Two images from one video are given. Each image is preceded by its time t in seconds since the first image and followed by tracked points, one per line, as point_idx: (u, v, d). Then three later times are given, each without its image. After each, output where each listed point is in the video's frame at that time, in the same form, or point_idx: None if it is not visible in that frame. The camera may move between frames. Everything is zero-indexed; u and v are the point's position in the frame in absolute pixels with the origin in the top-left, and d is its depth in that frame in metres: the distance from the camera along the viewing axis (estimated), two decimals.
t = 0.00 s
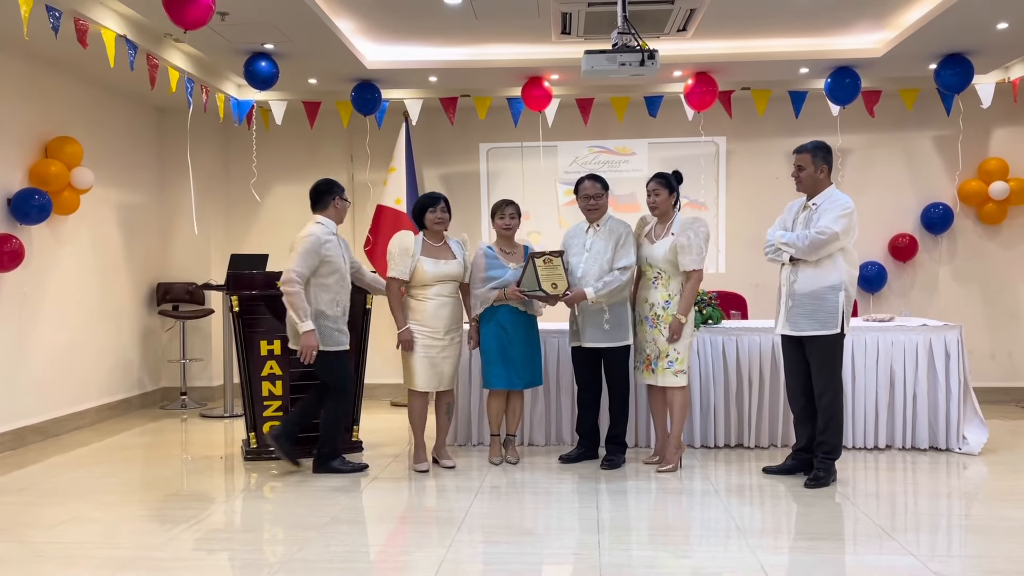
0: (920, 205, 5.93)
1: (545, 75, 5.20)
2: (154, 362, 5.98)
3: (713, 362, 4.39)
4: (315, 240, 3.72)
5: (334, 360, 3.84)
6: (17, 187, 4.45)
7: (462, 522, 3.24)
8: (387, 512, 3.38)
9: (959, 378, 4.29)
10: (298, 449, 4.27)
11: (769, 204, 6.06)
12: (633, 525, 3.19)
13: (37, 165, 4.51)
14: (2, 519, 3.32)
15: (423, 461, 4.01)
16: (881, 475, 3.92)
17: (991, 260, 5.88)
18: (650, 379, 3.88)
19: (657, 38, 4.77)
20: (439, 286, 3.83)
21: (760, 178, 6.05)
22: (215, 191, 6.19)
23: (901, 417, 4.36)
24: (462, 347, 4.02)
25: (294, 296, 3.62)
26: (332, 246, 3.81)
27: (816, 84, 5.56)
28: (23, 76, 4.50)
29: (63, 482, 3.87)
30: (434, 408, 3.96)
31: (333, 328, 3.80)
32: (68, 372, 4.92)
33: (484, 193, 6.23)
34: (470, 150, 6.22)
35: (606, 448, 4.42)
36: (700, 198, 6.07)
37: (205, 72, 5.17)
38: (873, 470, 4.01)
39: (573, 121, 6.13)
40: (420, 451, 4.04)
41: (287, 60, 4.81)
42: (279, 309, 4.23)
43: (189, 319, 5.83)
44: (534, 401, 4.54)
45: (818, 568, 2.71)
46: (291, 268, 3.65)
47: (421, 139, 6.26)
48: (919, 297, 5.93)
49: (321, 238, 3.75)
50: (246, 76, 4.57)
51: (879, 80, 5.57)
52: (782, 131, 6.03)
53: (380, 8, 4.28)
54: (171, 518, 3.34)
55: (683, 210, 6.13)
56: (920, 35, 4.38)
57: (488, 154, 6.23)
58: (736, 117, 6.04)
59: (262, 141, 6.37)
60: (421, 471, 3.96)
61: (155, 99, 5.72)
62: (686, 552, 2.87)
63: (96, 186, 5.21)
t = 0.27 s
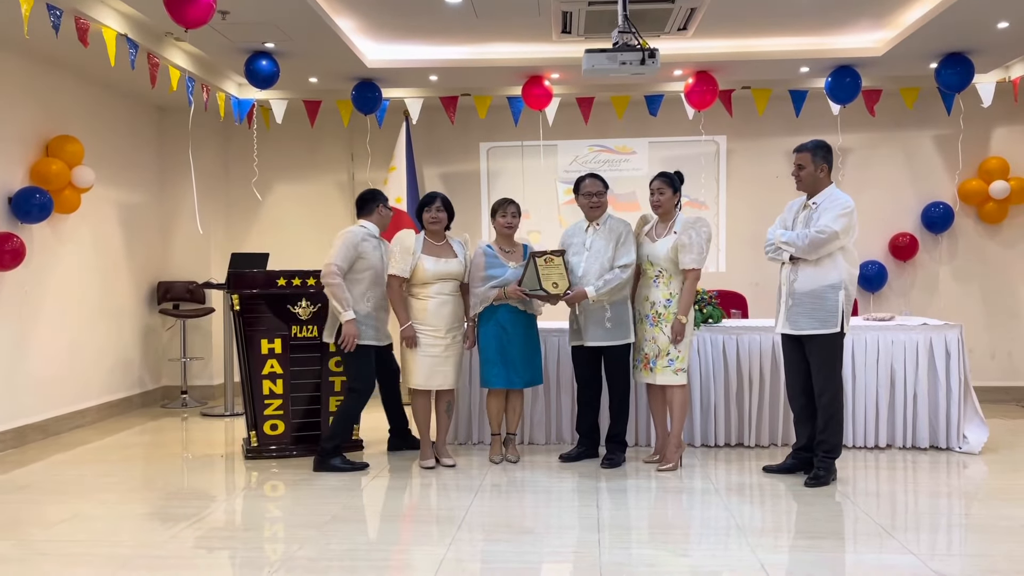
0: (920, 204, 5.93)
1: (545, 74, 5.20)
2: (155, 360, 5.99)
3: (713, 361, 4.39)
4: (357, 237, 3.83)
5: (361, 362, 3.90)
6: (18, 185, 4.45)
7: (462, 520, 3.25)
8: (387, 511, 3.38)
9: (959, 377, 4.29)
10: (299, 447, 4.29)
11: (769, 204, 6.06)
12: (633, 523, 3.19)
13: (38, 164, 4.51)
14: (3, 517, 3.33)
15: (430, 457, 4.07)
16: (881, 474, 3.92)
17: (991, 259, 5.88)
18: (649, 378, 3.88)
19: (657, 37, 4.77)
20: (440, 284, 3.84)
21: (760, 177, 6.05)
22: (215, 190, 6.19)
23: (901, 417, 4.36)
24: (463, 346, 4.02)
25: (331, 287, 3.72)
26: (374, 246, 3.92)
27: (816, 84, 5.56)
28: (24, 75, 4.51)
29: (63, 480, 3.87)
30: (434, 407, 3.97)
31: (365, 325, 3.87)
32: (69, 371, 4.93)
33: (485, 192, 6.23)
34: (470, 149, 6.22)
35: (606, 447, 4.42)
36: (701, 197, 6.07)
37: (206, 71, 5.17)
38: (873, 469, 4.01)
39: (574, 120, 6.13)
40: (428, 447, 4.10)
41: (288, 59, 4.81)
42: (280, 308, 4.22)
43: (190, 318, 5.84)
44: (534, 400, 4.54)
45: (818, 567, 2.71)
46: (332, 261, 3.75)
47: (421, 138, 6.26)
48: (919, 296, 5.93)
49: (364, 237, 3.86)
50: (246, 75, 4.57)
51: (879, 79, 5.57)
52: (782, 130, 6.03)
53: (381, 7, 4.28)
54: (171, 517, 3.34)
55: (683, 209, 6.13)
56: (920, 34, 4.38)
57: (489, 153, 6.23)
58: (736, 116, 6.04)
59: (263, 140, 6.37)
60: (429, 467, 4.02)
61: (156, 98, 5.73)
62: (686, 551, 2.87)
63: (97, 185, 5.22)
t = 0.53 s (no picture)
0: (922, 203, 5.93)
1: (546, 72, 5.20)
2: (156, 359, 5.99)
3: (715, 359, 4.39)
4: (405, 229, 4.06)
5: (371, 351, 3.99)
6: (19, 183, 4.45)
7: (463, 518, 3.25)
8: (387, 509, 3.38)
9: (960, 375, 4.29)
10: (300, 445, 4.29)
11: (770, 202, 6.05)
12: (634, 521, 3.19)
13: (39, 162, 4.52)
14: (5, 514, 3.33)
15: (431, 455, 4.08)
16: (882, 472, 3.92)
17: (993, 257, 5.87)
18: (651, 375, 3.88)
19: (658, 35, 4.76)
20: (439, 282, 3.84)
21: (761, 175, 6.05)
22: (216, 188, 6.19)
23: (902, 415, 4.36)
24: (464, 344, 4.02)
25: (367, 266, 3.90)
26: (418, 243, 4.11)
27: (818, 82, 5.56)
28: (26, 73, 4.51)
29: (65, 478, 3.88)
30: (435, 405, 3.98)
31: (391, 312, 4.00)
32: (70, 368, 4.93)
33: (486, 191, 6.23)
34: (471, 147, 6.22)
35: (607, 445, 4.43)
36: (702, 195, 6.06)
37: (207, 69, 5.18)
38: (874, 468, 4.01)
39: (575, 118, 6.13)
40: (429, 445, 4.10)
41: (289, 56, 4.81)
42: (281, 305, 4.22)
43: (191, 316, 5.84)
44: (535, 398, 4.55)
45: (819, 565, 2.71)
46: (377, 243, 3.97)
47: (422, 136, 6.27)
48: (920, 295, 5.92)
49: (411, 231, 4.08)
50: (248, 72, 4.56)
51: (881, 77, 5.57)
52: (784, 128, 6.03)
53: (382, 5, 4.28)
54: (173, 514, 3.34)
55: (684, 207, 6.13)
56: (922, 32, 4.37)
57: (490, 151, 6.23)
58: (737, 114, 6.04)
59: (264, 138, 6.37)
60: (430, 466, 4.02)
61: (158, 95, 5.73)
62: (686, 549, 2.87)
63: (98, 183, 5.22)
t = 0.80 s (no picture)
0: (924, 201, 5.92)
1: (548, 70, 5.20)
2: (158, 357, 6.00)
3: (717, 357, 4.39)
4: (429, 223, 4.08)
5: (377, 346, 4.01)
6: (22, 181, 4.46)
7: (465, 516, 3.25)
8: (389, 507, 3.38)
9: (962, 374, 4.28)
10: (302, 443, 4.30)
11: (772, 200, 6.05)
12: (636, 519, 3.19)
13: (41, 160, 4.52)
14: (8, 512, 3.34)
15: (433, 453, 4.06)
16: (884, 470, 3.92)
17: (995, 256, 5.86)
18: (655, 374, 3.87)
19: (660, 33, 4.76)
20: (439, 279, 3.84)
21: (763, 174, 6.05)
22: (218, 185, 6.20)
23: (904, 413, 4.36)
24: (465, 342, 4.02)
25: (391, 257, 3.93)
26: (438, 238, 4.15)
27: (820, 80, 5.55)
28: (28, 71, 4.52)
29: (67, 476, 3.88)
30: (436, 403, 3.98)
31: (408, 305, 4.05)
32: (72, 366, 4.94)
33: (488, 189, 6.23)
34: (473, 146, 6.22)
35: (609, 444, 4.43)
36: (704, 193, 6.06)
37: (209, 67, 5.18)
38: (876, 466, 4.00)
39: (577, 117, 6.13)
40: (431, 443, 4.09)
41: (291, 55, 4.81)
42: (283, 304, 4.22)
43: (192, 314, 5.84)
44: (537, 397, 4.55)
45: (821, 563, 2.71)
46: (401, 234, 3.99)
47: (424, 134, 6.27)
48: (922, 293, 5.92)
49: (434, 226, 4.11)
50: (249, 70, 4.55)
51: (883, 75, 5.56)
52: (786, 126, 6.02)
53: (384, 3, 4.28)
54: (175, 512, 3.34)
55: (686, 205, 6.13)
56: (924, 30, 4.37)
57: (492, 149, 6.23)
58: (739, 112, 6.04)
59: (266, 136, 6.37)
60: (432, 464, 4.01)
61: (160, 94, 5.73)
62: (688, 547, 2.87)
63: (100, 181, 5.23)
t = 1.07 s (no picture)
0: (926, 199, 5.92)
1: (550, 67, 5.19)
2: (161, 354, 6.00)
3: (719, 355, 4.39)
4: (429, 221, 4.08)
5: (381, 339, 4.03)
6: (24, 179, 4.46)
7: (467, 513, 3.26)
8: (391, 504, 3.39)
9: (965, 371, 4.28)
10: (304, 440, 4.30)
11: (774, 198, 6.05)
12: (638, 517, 3.19)
13: (43, 158, 4.52)
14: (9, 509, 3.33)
15: (435, 450, 4.07)
16: (886, 468, 3.92)
17: (998, 253, 5.86)
18: (658, 372, 3.87)
19: (662, 31, 4.76)
20: (442, 277, 3.84)
21: (765, 171, 6.04)
22: (220, 182, 6.20)
23: (906, 410, 4.36)
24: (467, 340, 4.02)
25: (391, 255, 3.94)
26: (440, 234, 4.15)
27: (822, 77, 5.55)
28: (31, 69, 4.52)
29: (70, 473, 3.89)
30: (438, 401, 3.98)
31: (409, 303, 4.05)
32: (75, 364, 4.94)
33: (490, 187, 6.23)
34: (475, 143, 6.22)
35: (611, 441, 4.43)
36: (706, 190, 6.06)
37: (211, 65, 5.18)
38: (878, 463, 4.00)
39: (579, 114, 6.13)
40: (434, 440, 4.09)
41: (293, 52, 4.81)
42: (285, 301, 4.22)
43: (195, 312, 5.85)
44: (540, 395, 4.55)
45: (822, 560, 2.71)
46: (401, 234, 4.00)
47: (425, 132, 6.27)
48: (924, 291, 5.92)
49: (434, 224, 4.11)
50: (251, 68, 4.54)
51: (885, 72, 5.56)
52: (788, 124, 6.02)
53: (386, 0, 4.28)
54: (177, 510, 3.34)
55: (688, 203, 6.12)
56: (928, 27, 4.36)
57: (494, 147, 6.23)
58: (742, 110, 6.03)
59: (268, 134, 6.38)
60: (435, 462, 4.02)
61: (162, 91, 5.74)
62: (690, 545, 2.87)
63: (102, 179, 5.23)
